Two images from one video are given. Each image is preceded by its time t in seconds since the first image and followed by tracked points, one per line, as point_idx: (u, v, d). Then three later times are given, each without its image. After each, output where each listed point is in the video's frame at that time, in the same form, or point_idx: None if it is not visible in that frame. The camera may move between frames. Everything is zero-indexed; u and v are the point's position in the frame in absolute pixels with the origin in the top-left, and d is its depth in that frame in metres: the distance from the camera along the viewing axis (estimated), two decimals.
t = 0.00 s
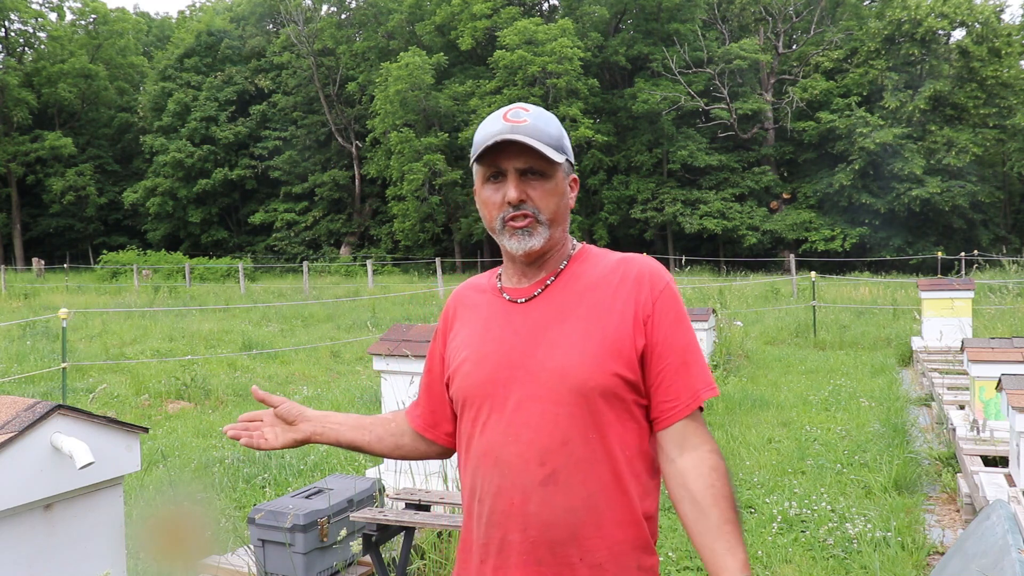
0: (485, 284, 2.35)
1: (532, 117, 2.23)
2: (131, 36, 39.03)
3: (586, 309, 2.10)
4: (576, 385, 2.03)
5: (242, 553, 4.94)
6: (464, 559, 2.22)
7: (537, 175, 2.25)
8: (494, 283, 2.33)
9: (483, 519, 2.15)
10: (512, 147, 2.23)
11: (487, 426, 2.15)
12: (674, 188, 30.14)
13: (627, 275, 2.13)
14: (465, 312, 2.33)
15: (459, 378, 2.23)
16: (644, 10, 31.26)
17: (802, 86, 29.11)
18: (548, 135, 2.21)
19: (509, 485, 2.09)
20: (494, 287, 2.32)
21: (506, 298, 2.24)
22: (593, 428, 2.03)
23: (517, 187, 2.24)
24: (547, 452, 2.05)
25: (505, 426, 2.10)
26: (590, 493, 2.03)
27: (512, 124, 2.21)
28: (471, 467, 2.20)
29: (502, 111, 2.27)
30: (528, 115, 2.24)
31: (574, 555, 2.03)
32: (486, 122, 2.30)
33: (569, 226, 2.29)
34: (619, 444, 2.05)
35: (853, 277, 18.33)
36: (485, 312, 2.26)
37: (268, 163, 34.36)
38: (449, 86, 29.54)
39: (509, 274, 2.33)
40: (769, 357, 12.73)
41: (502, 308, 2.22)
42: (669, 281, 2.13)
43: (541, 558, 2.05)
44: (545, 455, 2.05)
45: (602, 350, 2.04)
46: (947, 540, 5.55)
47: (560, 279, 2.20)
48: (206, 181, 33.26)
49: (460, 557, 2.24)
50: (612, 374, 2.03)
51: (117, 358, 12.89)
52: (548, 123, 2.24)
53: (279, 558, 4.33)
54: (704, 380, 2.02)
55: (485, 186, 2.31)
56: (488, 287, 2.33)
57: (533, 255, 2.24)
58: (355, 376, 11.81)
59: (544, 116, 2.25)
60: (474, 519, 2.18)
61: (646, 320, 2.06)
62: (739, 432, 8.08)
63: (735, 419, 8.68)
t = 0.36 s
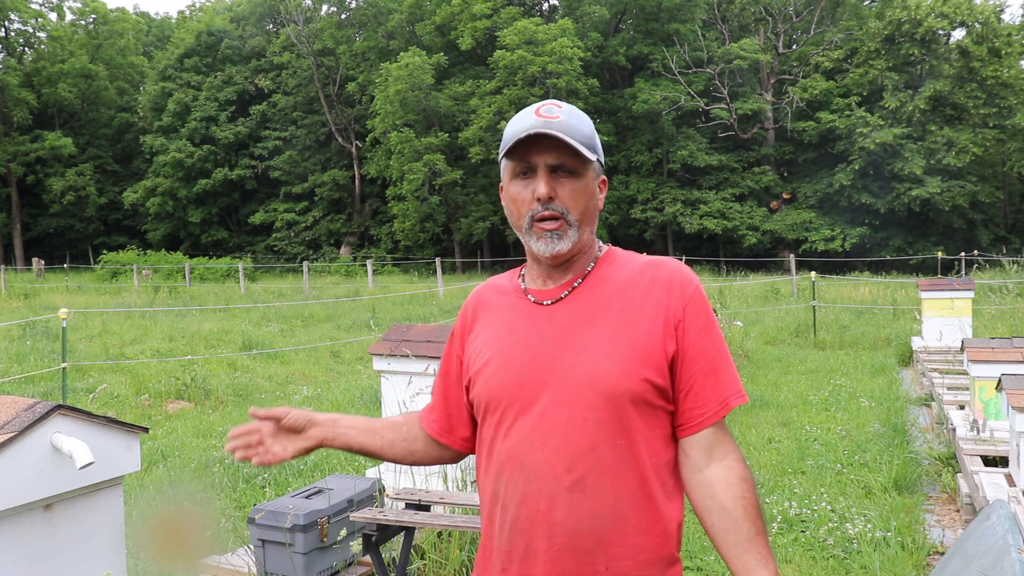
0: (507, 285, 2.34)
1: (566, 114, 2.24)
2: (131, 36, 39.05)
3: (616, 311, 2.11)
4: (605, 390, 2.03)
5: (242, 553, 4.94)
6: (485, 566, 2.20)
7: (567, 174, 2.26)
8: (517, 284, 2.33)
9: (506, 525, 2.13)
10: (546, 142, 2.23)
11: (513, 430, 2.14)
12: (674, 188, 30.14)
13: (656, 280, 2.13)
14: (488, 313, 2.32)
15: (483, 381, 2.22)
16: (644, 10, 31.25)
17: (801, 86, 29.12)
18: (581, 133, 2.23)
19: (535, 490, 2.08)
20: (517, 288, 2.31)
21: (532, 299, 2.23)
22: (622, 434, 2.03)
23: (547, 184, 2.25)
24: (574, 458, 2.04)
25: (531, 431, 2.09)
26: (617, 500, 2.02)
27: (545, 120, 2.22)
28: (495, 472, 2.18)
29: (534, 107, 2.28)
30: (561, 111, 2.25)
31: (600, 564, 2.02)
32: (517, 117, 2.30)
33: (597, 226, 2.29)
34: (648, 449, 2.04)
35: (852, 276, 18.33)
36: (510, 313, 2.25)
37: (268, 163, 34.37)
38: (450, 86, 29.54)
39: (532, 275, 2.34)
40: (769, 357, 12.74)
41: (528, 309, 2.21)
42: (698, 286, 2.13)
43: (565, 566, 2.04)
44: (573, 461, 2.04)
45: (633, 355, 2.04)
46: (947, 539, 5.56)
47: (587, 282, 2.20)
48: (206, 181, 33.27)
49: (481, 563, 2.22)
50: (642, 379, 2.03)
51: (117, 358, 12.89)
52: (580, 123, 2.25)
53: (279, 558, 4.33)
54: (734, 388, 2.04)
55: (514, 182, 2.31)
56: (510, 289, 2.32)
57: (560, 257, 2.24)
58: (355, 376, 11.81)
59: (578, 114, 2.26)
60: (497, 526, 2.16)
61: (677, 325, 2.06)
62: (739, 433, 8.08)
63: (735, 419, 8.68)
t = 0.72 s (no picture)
0: (530, 288, 2.34)
1: (585, 114, 2.25)
2: (131, 36, 39.04)
3: (638, 316, 2.10)
4: (626, 395, 2.03)
5: (242, 553, 4.94)
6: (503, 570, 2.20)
7: (586, 172, 2.26)
8: (540, 287, 2.33)
9: (525, 530, 2.13)
10: (563, 141, 2.24)
11: (532, 434, 2.14)
12: (674, 188, 30.14)
13: (679, 286, 2.13)
14: (511, 315, 2.32)
15: (504, 384, 2.22)
16: (644, 10, 31.23)
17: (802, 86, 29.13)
18: (601, 134, 2.23)
19: (555, 495, 2.08)
20: (540, 290, 2.31)
21: (554, 302, 2.23)
22: (642, 440, 2.02)
23: (564, 182, 2.25)
24: (595, 464, 2.04)
25: (552, 435, 2.10)
26: (637, 507, 2.02)
27: (564, 120, 2.23)
28: (515, 477, 2.18)
29: (555, 109, 2.29)
30: (581, 112, 2.26)
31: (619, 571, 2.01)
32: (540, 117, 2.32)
33: (617, 227, 2.28)
34: (668, 457, 2.04)
35: (852, 277, 18.33)
36: (534, 314, 2.25)
37: (268, 163, 34.38)
38: (449, 86, 29.54)
39: (555, 276, 2.34)
40: (769, 357, 12.74)
41: (550, 313, 2.22)
42: (721, 292, 2.12)
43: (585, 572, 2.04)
44: (593, 466, 2.04)
45: (654, 360, 2.03)
46: (947, 539, 5.56)
47: (610, 287, 2.20)
48: (206, 181, 33.28)
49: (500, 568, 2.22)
50: (663, 385, 2.02)
51: (117, 359, 12.89)
52: (598, 120, 2.25)
53: (278, 559, 4.34)
54: (756, 394, 2.03)
55: (535, 182, 2.33)
56: (533, 291, 2.32)
57: (579, 257, 2.25)
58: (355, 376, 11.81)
59: (598, 114, 2.26)
60: (515, 531, 2.17)
61: (699, 331, 2.06)
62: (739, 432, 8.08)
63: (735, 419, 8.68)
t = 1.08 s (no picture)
0: (527, 281, 2.28)
1: (613, 114, 2.23)
2: (131, 36, 39.06)
3: (635, 313, 2.07)
4: (622, 392, 1.99)
5: (242, 554, 4.95)
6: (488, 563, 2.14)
7: (605, 171, 2.23)
8: (537, 280, 2.27)
9: (514, 525, 2.07)
10: (589, 134, 2.21)
11: (525, 427, 2.08)
12: (674, 188, 30.16)
13: (676, 288, 2.10)
14: (503, 306, 2.25)
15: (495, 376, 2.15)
16: (644, 10, 31.22)
17: (801, 86, 29.15)
18: (626, 137, 2.21)
19: (547, 489, 2.03)
20: (537, 284, 2.26)
21: (551, 295, 2.18)
22: (637, 437, 1.98)
23: (584, 176, 2.22)
24: (589, 460, 1.99)
25: (545, 430, 2.04)
26: (629, 504, 1.97)
27: (593, 115, 2.21)
28: (506, 471, 2.11)
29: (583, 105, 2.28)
30: (610, 111, 2.24)
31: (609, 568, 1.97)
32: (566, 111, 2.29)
33: (626, 230, 2.25)
34: (662, 457, 1.99)
35: (852, 277, 18.33)
36: (529, 307, 2.18)
37: (268, 163, 34.40)
38: (449, 86, 29.54)
39: (553, 272, 2.29)
40: (770, 357, 12.74)
41: (546, 306, 2.16)
42: (718, 298, 2.11)
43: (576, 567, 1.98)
44: (586, 461, 1.99)
45: (650, 359, 2.00)
46: (947, 539, 5.56)
47: (609, 283, 2.15)
48: (206, 182, 33.30)
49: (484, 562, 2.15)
50: (659, 384, 1.99)
51: (117, 358, 12.90)
52: (623, 122, 2.23)
53: (278, 558, 4.33)
54: (747, 401, 2.00)
55: (552, 171, 2.28)
56: (529, 284, 2.26)
57: (584, 251, 2.20)
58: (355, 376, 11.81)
59: (626, 117, 2.25)
60: (503, 525, 2.10)
61: (694, 333, 2.04)
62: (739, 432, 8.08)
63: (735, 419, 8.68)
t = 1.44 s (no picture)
0: (485, 281, 2.26)
1: (573, 114, 2.23)
2: (131, 36, 39.07)
3: (599, 312, 2.10)
4: (589, 390, 2.02)
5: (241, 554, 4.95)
6: (457, 563, 2.13)
7: (567, 172, 2.24)
8: (496, 281, 2.26)
9: (483, 525, 2.08)
10: (554, 136, 2.20)
11: (493, 428, 2.08)
12: (674, 188, 30.16)
13: (636, 285, 2.15)
14: (465, 308, 2.23)
15: (459, 379, 2.14)
16: (644, 10, 31.20)
17: (801, 86, 29.15)
18: (586, 137, 2.22)
19: (517, 490, 2.04)
20: (496, 284, 2.24)
21: (515, 297, 2.17)
22: (603, 434, 2.02)
23: (548, 178, 2.21)
24: (558, 458, 2.01)
25: (513, 432, 2.05)
26: (598, 498, 2.02)
27: (556, 117, 2.19)
28: (472, 472, 2.12)
29: (542, 104, 2.25)
30: (570, 111, 2.23)
31: (580, 563, 2.00)
32: (523, 111, 2.26)
33: (585, 228, 2.27)
34: (626, 451, 2.05)
35: (852, 277, 18.33)
36: (493, 308, 2.17)
37: (268, 163, 34.40)
38: (449, 86, 29.53)
39: (512, 271, 2.28)
40: (770, 357, 12.74)
41: (510, 308, 2.15)
42: (675, 293, 2.17)
43: (548, 564, 2.01)
44: (556, 460, 2.01)
45: (616, 357, 2.04)
46: (947, 539, 5.56)
47: (571, 280, 2.18)
48: (206, 181, 33.30)
49: (452, 562, 2.15)
50: (624, 381, 2.04)
51: (117, 359, 12.90)
52: (585, 125, 2.24)
53: (279, 559, 4.34)
54: (709, 392, 2.11)
55: (514, 172, 2.25)
56: (488, 285, 2.25)
57: (548, 253, 2.21)
58: (355, 376, 11.80)
59: (584, 118, 2.25)
60: (471, 525, 2.10)
61: (657, 329, 2.10)
62: (739, 432, 8.08)
63: (735, 419, 8.68)
